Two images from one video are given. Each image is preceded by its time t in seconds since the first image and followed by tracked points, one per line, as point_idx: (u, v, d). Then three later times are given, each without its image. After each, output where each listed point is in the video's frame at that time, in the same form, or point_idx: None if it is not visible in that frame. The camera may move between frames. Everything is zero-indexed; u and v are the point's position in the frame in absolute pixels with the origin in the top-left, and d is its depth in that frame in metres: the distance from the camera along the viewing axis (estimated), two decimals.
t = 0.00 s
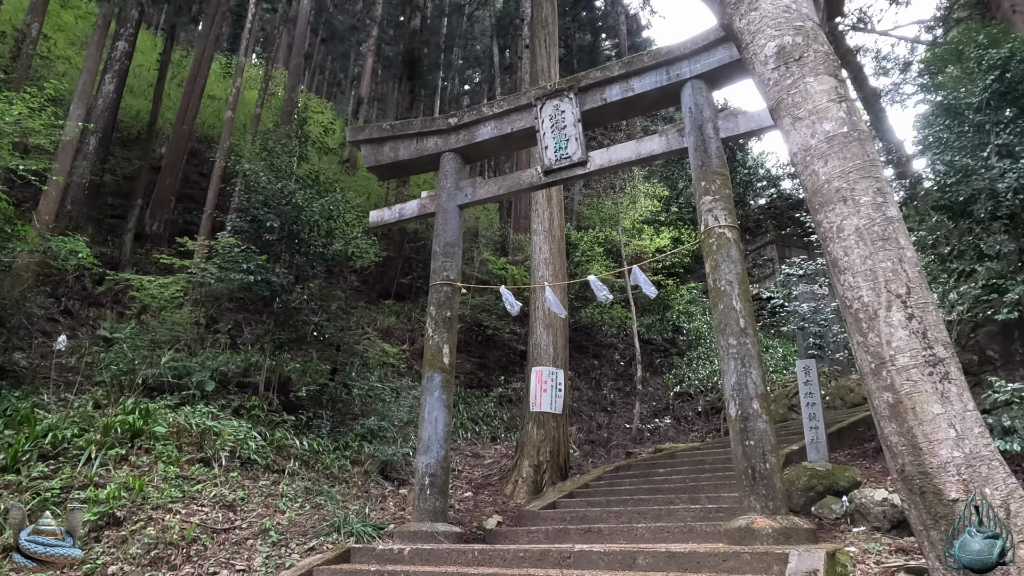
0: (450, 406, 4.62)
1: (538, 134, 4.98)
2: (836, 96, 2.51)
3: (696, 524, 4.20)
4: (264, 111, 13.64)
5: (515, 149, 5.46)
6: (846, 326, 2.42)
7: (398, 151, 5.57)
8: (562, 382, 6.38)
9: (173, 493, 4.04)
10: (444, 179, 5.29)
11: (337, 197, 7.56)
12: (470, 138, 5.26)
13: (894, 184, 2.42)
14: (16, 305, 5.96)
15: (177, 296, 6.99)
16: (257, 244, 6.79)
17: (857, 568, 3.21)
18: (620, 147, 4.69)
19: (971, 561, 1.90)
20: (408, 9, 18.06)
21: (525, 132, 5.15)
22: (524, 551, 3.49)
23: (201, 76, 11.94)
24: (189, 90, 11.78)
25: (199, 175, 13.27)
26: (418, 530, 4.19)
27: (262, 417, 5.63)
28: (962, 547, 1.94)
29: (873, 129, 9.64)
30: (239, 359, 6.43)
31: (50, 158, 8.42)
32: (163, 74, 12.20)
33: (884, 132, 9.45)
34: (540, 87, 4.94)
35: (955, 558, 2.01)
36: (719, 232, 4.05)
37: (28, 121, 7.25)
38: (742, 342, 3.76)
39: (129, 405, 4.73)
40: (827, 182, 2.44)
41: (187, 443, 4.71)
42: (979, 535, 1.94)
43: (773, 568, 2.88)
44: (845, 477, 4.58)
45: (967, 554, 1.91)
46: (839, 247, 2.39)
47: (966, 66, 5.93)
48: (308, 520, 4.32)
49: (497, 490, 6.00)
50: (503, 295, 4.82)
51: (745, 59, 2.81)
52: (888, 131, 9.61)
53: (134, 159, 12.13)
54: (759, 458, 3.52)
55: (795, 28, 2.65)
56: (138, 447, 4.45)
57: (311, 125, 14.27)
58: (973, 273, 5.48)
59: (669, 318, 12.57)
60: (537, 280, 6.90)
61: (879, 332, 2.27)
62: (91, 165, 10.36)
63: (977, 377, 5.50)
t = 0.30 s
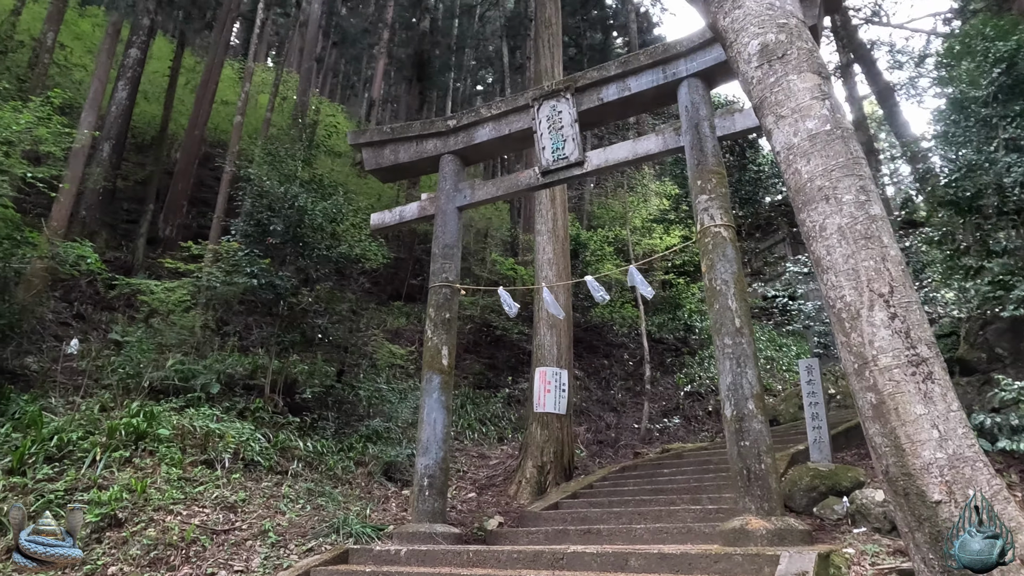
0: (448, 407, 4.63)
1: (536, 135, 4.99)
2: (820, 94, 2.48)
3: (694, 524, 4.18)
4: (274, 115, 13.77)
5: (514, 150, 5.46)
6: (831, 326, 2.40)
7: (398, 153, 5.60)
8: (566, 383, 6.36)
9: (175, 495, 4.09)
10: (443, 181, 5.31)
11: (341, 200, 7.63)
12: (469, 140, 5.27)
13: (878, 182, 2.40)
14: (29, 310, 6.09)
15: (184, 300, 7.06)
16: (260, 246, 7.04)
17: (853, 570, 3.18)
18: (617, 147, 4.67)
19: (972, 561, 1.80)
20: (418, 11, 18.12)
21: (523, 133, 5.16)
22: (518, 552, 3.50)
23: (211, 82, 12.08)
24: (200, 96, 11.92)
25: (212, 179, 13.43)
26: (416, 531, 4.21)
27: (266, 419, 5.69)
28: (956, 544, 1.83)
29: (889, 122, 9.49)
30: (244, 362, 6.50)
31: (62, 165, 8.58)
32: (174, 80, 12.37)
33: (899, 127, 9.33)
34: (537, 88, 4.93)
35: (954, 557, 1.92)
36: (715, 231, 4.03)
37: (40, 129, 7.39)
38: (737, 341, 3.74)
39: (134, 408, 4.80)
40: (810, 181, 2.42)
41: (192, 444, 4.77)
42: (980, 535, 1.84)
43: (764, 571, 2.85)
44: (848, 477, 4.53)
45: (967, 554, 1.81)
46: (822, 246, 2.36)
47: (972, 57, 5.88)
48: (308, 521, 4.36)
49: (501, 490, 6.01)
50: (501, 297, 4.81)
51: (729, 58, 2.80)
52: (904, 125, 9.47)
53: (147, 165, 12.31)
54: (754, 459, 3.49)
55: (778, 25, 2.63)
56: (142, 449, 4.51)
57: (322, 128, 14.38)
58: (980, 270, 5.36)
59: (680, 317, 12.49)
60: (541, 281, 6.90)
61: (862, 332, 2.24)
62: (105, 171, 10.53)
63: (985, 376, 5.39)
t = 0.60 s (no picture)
0: (446, 409, 4.66)
1: (532, 136, 4.99)
2: (799, 92, 2.47)
3: (692, 525, 4.15)
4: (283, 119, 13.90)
5: (512, 152, 5.47)
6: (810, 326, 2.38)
7: (397, 156, 5.63)
8: (568, 383, 6.34)
9: (176, 497, 4.15)
10: (441, 184, 5.33)
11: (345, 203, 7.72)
12: (466, 143, 5.29)
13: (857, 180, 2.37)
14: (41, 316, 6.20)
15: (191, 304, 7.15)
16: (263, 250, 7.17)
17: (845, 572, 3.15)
18: (612, 147, 4.66)
19: (972, 561, 1.76)
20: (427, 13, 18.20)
21: (519, 135, 5.16)
22: (510, 554, 3.50)
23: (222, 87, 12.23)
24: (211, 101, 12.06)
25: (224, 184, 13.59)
26: (414, 532, 4.23)
27: (269, 421, 5.76)
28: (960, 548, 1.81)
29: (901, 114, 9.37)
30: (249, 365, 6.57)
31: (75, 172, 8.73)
32: (185, 87, 12.54)
33: (912, 120, 9.23)
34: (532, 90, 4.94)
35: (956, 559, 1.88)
36: (709, 230, 4.00)
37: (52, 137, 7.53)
38: (731, 341, 3.71)
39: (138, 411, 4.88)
40: (788, 180, 2.40)
41: (195, 447, 4.83)
42: (980, 534, 1.79)
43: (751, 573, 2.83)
44: (849, 477, 4.49)
45: (967, 554, 1.78)
46: (800, 246, 2.35)
47: (980, 48, 5.77)
48: (307, 522, 4.40)
49: (504, 491, 6.02)
50: (497, 299, 4.80)
51: (710, 58, 2.78)
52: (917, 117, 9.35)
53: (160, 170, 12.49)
54: (747, 459, 3.47)
55: (758, 23, 2.61)
56: (146, 452, 4.59)
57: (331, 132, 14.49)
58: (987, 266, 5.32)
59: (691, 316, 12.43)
60: (544, 281, 6.90)
61: (840, 332, 2.22)
62: (118, 177, 10.70)
63: (993, 374, 5.28)
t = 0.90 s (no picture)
0: (447, 412, 4.68)
1: (531, 140, 5.00)
2: (781, 94, 2.46)
3: (692, 528, 4.14)
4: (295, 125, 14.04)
5: (512, 155, 5.48)
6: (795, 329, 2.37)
7: (400, 161, 5.67)
8: (574, 385, 6.33)
9: (181, 501, 4.23)
10: (442, 188, 5.36)
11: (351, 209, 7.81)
12: (466, 147, 5.32)
13: (841, 181, 2.36)
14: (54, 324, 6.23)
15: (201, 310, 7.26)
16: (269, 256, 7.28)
17: None
18: (610, 149, 4.66)
19: (971, 562, 1.73)
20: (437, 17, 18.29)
21: (519, 138, 5.18)
22: (506, 557, 3.52)
23: (234, 94, 12.37)
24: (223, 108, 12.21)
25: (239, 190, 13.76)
26: (415, 535, 4.26)
27: (276, 425, 5.83)
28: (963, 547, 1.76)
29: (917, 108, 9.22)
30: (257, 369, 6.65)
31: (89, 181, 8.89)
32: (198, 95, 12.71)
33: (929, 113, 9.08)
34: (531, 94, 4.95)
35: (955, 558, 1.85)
36: (705, 232, 3.98)
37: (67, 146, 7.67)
38: (727, 343, 3.70)
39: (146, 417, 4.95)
40: (771, 183, 2.39)
41: (201, 451, 4.89)
42: (979, 534, 1.76)
43: None
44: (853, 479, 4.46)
45: (967, 554, 1.74)
46: (783, 249, 2.33)
47: (987, 40, 5.72)
48: (310, 525, 4.45)
49: (509, 494, 6.04)
50: (497, 302, 4.81)
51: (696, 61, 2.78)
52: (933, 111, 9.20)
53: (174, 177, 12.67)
54: (743, 462, 3.45)
55: (741, 25, 2.60)
56: (153, 456, 4.66)
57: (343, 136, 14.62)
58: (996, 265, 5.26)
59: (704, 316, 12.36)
60: (549, 283, 6.90)
61: (823, 335, 2.21)
62: (134, 185, 10.88)
63: (1003, 373, 5.20)
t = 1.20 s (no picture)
0: (448, 417, 4.72)
1: (529, 144, 5.02)
2: (760, 99, 2.46)
3: (692, 532, 4.13)
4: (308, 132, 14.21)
5: (513, 160, 5.51)
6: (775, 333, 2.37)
7: (402, 168, 5.73)
8: (579, 388, 6.33)
9: (187, 505, 4.31)
10: (443, 194, 5.40)
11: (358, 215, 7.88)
12: (466, 153, 5.35)
13: (820, 185, 2.36)
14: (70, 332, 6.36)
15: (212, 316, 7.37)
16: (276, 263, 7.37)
17: None
18: (607, 153, 4.67)
19: (971, 561, 1.71)
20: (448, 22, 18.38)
21: (518, 144, 5.21)
22: (501, 561, 3.54)
23: (246, 103, 12.54)
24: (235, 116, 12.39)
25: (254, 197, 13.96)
26: (417, 538, 4.30)
27: (283, 430, 5.91)
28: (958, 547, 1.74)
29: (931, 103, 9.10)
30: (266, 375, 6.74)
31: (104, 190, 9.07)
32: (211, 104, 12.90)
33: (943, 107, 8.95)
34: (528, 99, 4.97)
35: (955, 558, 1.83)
36: (701, 235, 3.98)
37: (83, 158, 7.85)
38: (722, 346, 3.69)
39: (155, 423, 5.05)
40: (749, 188, 2.39)
41: (209, 456, 4.97)
42: (980, 534, 1.74)
43: None
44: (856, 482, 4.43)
45: (967, 554, 1.72)
46: (762, 253, 2.34)
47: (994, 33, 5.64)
48: (313, 529, 4.50)
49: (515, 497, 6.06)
50: (497, 307, 4.84)
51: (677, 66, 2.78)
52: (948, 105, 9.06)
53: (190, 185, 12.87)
54: (738, 466, 3.44)
55: (721, 30, 2.60)
56: (161, 461, 4.76)
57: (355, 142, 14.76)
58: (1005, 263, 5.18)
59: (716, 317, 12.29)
60: (554, 287, 6.91)
61: (800, 340, 2.21)
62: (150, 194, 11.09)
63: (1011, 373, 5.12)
